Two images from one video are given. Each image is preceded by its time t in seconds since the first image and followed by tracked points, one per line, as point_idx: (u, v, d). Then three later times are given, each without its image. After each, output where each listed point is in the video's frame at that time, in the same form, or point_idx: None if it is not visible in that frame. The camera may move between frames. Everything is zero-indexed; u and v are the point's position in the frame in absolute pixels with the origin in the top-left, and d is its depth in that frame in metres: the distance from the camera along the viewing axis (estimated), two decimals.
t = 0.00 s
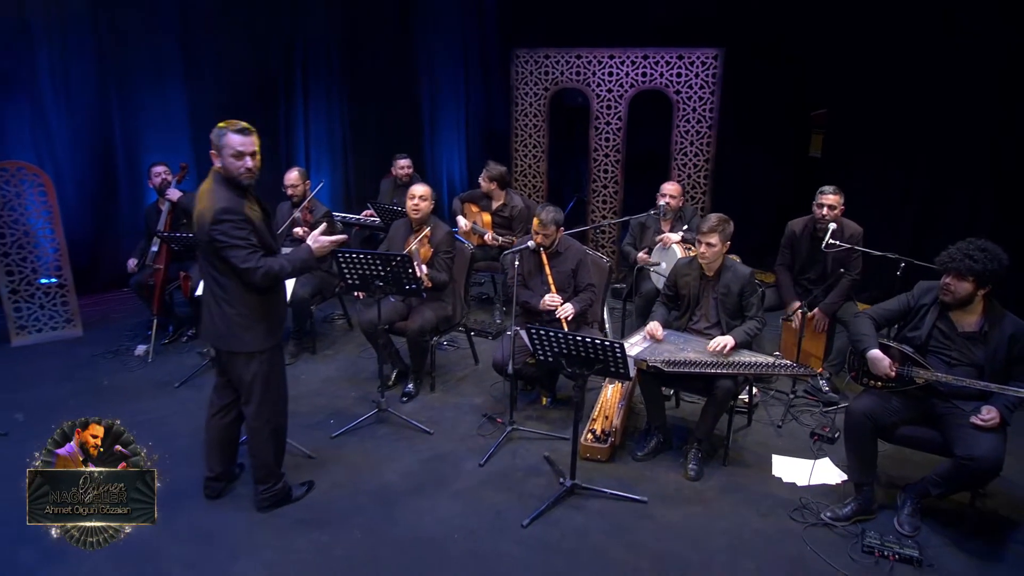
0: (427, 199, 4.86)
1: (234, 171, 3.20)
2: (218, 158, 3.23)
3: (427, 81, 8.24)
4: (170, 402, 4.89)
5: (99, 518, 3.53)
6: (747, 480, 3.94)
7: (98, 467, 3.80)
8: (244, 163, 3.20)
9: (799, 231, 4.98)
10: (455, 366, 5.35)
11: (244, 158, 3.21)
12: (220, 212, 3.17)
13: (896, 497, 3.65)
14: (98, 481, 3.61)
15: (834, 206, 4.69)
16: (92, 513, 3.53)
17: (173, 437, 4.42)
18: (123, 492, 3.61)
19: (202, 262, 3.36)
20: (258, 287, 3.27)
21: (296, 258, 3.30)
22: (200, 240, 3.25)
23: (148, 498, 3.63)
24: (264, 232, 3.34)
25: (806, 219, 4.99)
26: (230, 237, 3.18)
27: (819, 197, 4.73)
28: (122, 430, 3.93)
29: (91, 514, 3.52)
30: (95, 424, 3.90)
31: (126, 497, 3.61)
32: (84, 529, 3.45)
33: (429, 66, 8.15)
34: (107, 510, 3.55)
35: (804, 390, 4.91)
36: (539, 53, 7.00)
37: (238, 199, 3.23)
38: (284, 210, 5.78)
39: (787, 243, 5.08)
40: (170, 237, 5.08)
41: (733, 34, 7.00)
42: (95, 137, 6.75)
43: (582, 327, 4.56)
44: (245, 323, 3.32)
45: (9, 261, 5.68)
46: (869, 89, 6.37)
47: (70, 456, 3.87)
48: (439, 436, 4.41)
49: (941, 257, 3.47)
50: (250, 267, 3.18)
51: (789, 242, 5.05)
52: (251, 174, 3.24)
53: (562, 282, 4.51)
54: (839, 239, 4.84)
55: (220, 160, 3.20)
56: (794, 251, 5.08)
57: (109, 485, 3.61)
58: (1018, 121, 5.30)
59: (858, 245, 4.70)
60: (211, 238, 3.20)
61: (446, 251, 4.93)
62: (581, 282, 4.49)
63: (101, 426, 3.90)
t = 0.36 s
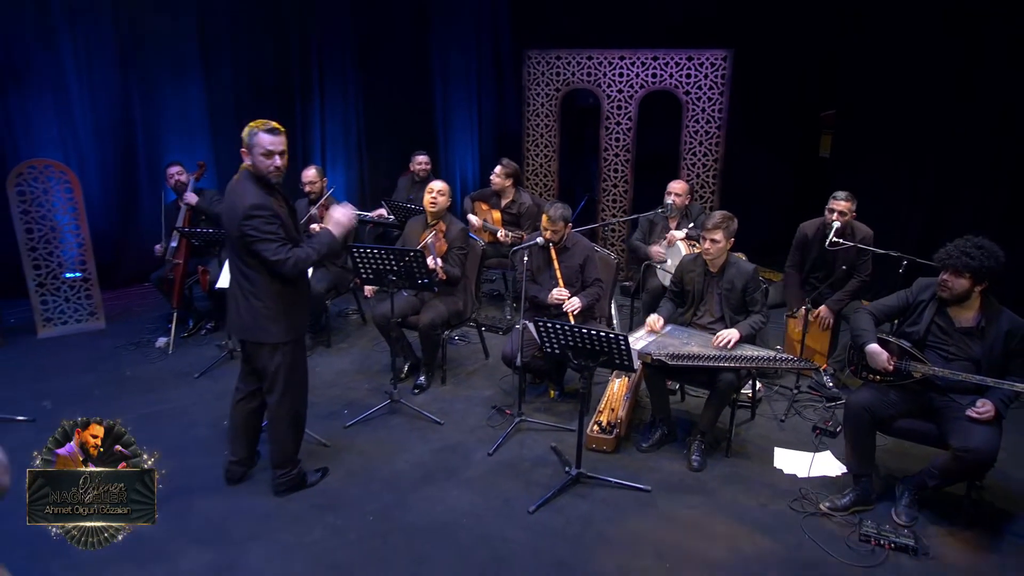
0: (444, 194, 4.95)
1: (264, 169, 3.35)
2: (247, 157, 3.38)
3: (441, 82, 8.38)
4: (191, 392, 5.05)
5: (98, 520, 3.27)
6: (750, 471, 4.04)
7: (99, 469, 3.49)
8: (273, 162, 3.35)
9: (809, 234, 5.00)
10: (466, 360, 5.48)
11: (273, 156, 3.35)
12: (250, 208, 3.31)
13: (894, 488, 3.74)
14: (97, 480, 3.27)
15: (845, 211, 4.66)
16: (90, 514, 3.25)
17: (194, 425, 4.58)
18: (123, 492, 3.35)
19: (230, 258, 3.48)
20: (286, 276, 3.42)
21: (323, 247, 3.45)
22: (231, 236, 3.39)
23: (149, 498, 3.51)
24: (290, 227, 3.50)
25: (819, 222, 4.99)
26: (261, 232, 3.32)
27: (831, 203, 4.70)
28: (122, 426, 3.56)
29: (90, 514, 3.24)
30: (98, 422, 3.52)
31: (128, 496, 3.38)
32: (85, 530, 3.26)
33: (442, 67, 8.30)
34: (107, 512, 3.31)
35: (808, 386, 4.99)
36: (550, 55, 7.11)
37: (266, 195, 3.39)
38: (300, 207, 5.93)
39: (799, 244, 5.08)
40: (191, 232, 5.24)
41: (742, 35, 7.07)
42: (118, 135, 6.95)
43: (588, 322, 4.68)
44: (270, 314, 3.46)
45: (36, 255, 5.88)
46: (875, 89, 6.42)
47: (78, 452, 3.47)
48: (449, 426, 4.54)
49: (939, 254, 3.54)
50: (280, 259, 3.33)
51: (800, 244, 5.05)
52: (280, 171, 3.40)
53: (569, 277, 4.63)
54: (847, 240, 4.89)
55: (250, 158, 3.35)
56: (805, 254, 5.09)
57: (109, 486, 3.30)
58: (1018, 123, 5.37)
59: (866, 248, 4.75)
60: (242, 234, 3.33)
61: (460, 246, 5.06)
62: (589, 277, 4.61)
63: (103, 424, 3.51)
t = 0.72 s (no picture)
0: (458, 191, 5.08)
1: (293, 167, 3.52)
2: (276, 154, 3.53)
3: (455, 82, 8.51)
4: (210, 381, 5.22)
5: (100, 519, 2.11)
6: (751, 462, 4.14)
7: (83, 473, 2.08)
8: (301, 159, 3.52)
9: (815, 230, 5.12)
10: (476, 353, 5.61)
11: (301, 154, 3.52)
12: (275, 204, 3.45)
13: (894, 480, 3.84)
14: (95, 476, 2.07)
15: (852, 211, 4.73)
16: (92, 512, 2.09)
17: (213, 413, 4.75)
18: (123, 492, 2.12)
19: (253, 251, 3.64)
20: (304, 271, 3.56)
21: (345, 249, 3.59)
22: (256, 230, 3.54)
23: (149, 496, 2.18)
24: (313, 223, 3.64)
25: (824, 218, 5.12)
26: (285, 227, 3.46)
27: (839, 203, 4.77)
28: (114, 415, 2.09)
29: (90, 514, 2.10)
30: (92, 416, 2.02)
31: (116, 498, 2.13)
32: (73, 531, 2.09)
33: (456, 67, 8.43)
34: (103, 511, 2.12)
35: (812, 381, 5.08)
36: (562, 55, 7.23)
37: (291, 191, 3.53)
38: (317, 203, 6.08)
39: (803, 239, 5.20)
40: (212, 226, 5.40)
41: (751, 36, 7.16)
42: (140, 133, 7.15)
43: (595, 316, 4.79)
44: (290, 304, 3.60)
45: (61, 248, 6.09)
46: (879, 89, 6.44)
47: (71, 459, 1.96)
48: (459, 416, 4.67)
49: (938, 250, 3.63)
50: (302, 254, 3.47)
51: (805, 239, 5.16)
52: (305, 169, 3.56)
53: (577, 272, 4.75)
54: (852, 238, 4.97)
55: (279, 155, 3.52)
56: (809, 248, 5.20)
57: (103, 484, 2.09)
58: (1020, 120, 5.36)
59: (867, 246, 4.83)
60: (266, 227, 3.47)
61: (473, 242, 5.20)
62: (596, 273, 4.73)
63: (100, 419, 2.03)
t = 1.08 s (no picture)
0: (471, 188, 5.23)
1: (300, 161, 3.62)
2: (286, 150, 3.65)
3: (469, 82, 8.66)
4: (229, 371, 5.39)
5: (100, 520, 1.86)
6: (754, 453, 4.24)
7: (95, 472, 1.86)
8: (307, 154, 3.62)
9: (816, 226, 5.21)
10: (487, 347, 5.74)
11: (308, 149, 3.62)
12: (287, 197, 3.60)
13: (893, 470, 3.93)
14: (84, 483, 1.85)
15: (852, 204, 4.83)
16: (92, 512, 1.84)
17: (232, 401, 4.91)
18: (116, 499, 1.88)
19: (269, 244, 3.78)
20: (317, 261, 3.69)
21: (355, 241, 3.75)
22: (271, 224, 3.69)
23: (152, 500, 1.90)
24: (323, 217, 3.79)
25: (825, 215, 5.21)
26: (296, 219, 3.60)
27: (837, 195, 4.88)
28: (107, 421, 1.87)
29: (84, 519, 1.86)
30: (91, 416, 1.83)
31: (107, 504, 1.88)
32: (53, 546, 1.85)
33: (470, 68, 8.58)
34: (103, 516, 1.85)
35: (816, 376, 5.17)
36: (574, 56, 7.35)
37: (302, 186, 3.67)
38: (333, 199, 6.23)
39: (804, 236, 5.29)
40: (231, 221, 5.58)
41: (760, 36, 7.25)
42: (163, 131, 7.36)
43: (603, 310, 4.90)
44: (304, 294, 3.74)
45: (86, 242, 6.29)
46: (881, 91, 6.43)
47: (70, 460, 1.81)
48: (470, 406, 4.80)
49: (937, 246, 3.71)
50: (313, 245, 3.60)
51: (806, 235, 5.25)
52: (313, 163, 3.66)
53: (585, 267, 4.88)
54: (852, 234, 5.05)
55: (287, 150, 3.62)
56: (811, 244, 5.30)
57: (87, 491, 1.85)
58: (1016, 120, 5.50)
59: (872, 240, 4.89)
60: (278, 219, 3.62)
61: (484, 238, 5.30)
62: (604, 268, 4.85)
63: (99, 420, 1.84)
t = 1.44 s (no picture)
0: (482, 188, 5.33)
1: (296, 153, 3.76)
2: (285, 143, 3.79)
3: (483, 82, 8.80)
4: (247, 361, 5.56)
5: (101, 519, 1.89)
6: (757, 443, 4.34)
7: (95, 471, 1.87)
8: (303, 146, 3.75)
9: (817, 223, 5.31)
10: (498, 340, 5.87)
11: (304, 141, 3.75)
12: (282, 185, 3.75)
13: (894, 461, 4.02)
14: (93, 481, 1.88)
15: (849, 199, 4.99)
16: (91, 512, 1.87)
17: (251, 389, 5.08)
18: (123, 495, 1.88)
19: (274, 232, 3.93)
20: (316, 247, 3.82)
21: (350, 226, 3.87)
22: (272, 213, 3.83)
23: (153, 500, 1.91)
24: (323, 205, 3.91)
25: (826, 212, 5.30)
26: (291, 206, 3.73)
27: (835, 191, 5.04)
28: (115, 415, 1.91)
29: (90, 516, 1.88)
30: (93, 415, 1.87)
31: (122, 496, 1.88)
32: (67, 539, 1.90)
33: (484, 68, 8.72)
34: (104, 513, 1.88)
35: (820, 370, 5.26)
36: (586, 56, 7.46)
37: (298, 175, 3.81)
38: (348, 196, 6.38)
39: (807, 235, 5.38)
40: (249, 216, 5.74)
41: (770, 37, 7.32)
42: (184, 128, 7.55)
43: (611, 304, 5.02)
44: (306, 282, 3.90)
45: (110, 236, 6.50)
46: (889, 89, 6.52)
47: (69, 460, 1.84)
48: (480, 397, 4.93)
49: (937, 242, 3.79)
50: (307, 230, 3.73)
51: (810, 234, 5.35)
52: (309, 155, 3.78)
53: (593, 262, 5.00)
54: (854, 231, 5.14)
55: (285, 143, 3.77)
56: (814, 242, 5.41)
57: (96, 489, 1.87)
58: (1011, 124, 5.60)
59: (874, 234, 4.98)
60: (276, 208, 3.77)
61: (496, 232, 5.45)
62: (612, 262, 4.96)
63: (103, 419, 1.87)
